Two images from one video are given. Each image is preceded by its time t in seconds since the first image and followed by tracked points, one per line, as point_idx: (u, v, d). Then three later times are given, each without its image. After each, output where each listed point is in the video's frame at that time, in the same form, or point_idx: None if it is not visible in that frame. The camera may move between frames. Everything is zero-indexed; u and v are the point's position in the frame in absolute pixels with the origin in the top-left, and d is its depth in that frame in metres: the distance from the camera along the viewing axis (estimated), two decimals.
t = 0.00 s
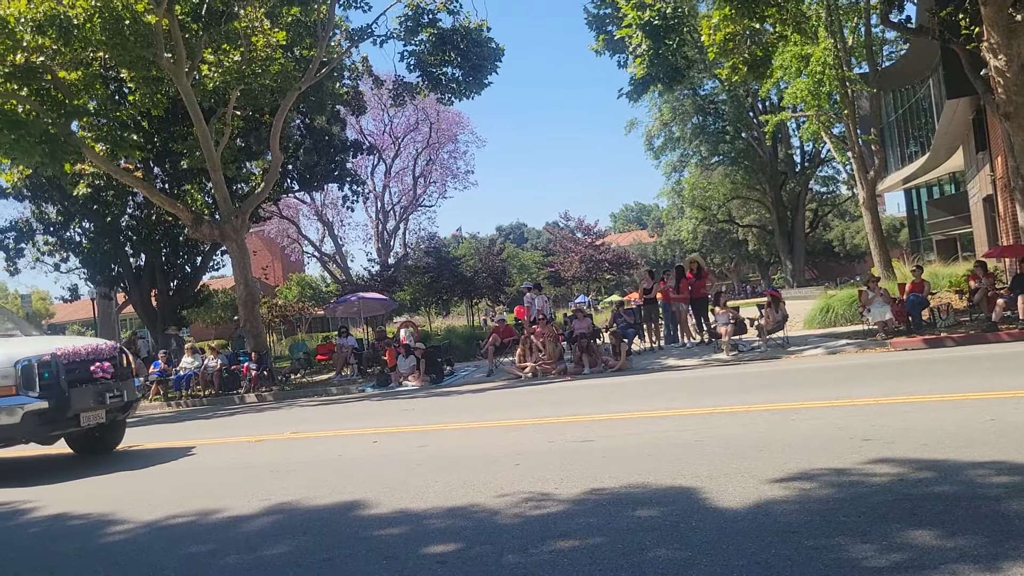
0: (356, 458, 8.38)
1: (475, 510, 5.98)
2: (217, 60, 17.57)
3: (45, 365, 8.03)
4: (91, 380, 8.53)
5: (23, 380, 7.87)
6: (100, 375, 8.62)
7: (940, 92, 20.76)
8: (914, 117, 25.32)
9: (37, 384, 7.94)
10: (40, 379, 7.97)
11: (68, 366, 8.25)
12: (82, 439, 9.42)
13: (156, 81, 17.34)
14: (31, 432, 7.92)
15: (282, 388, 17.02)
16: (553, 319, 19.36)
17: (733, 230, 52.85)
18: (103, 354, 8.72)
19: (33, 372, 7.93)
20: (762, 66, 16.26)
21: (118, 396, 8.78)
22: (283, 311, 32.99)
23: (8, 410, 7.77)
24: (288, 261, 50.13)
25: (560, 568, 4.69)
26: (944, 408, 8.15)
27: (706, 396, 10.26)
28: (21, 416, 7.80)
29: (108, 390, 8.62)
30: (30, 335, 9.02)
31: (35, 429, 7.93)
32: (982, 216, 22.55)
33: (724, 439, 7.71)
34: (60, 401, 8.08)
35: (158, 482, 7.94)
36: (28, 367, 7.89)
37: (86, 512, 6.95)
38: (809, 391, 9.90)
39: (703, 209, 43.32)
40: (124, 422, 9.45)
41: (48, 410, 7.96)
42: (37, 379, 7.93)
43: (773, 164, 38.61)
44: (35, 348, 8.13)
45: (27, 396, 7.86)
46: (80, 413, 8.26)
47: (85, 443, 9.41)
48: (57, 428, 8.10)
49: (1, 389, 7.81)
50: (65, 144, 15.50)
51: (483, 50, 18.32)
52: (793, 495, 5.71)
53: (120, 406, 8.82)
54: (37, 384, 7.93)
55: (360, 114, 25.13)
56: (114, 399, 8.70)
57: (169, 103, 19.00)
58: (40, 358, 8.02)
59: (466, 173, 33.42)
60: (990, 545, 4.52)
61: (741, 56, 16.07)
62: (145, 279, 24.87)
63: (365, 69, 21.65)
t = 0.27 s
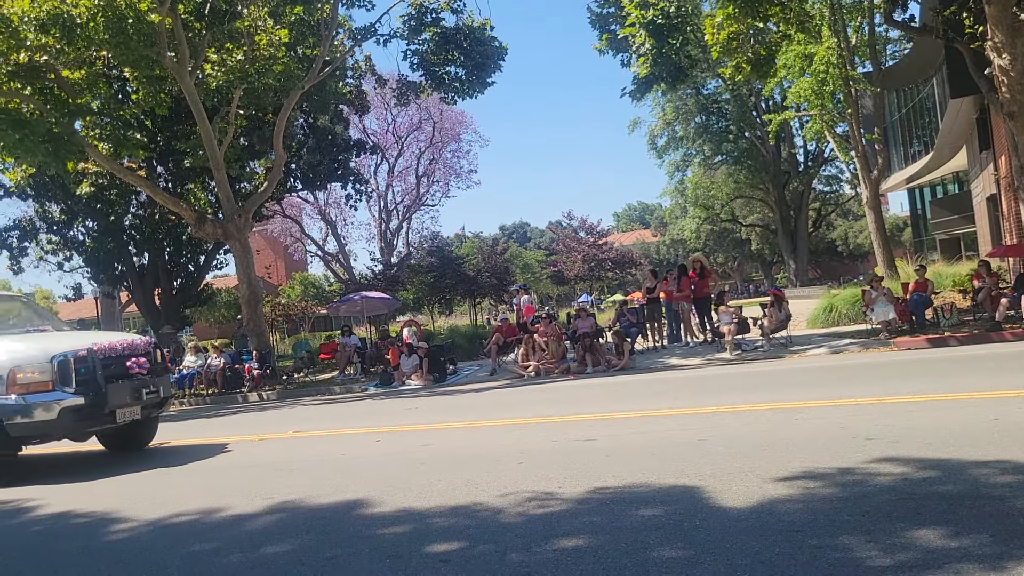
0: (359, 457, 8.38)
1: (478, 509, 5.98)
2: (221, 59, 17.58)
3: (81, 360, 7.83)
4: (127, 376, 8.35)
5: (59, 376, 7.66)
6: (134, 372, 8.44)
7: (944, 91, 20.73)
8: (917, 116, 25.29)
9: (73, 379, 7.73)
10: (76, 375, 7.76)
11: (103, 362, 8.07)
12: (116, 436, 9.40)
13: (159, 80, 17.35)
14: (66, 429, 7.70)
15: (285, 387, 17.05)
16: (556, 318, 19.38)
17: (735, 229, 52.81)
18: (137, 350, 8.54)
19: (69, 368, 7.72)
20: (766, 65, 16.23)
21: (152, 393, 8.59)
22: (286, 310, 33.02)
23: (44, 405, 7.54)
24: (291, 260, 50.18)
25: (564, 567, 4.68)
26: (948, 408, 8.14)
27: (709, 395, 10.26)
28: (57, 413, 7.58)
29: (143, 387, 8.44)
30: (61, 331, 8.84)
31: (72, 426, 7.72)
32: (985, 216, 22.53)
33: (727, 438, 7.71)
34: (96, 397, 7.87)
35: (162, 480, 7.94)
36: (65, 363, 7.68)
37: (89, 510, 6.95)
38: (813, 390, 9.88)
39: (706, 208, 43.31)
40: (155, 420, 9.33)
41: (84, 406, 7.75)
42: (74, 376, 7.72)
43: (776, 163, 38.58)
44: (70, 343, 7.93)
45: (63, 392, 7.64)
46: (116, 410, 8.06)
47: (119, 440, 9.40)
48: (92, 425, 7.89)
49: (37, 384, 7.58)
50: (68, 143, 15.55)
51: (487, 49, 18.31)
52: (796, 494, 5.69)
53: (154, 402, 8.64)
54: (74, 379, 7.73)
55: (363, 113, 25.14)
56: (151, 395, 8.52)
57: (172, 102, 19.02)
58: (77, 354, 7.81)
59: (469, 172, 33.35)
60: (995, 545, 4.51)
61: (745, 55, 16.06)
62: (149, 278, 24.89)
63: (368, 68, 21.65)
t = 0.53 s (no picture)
0: (364, 457, 8.40)
1: (483, 509, 5.98)
2: (226, 59, 17.60)
3: (121, 356, 7.76)
4: (166, 373, 8.29)
5: (98, 372, 7.60)
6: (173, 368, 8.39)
7: (950, 90, 20.67)
8: (923, 115, 25.22)
9: (113, 375, 7.66)
10: (115, 371, 7.69)
11: (143, 358, 8.01)
12: (148, 433, 9.41)
13: (165, 80, 17.37)
14: (106, 426, 7.64)
15: (290, 386, 17.08)
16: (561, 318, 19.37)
17: (740, 228, 52.73)
18: (176, 347, 8.49)
19: (109, 364, 7.65)
20: (771, 65, 16.20)
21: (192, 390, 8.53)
22: (291, 309, 33.07)
23: (83, 401, 7.49)
24: (296, 259, 50.24)
25: (568, 567, 4.68)
26: (954, 408, 8.11)
27: (714, 395, 10.25)
28: (96, 409, 7.52)
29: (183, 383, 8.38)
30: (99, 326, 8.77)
31: (111, 423, 7.66)
32: (991, 215, 22.47)
33: (732, 438, 7.70)
34: (135, 394, 7.80)
35: (168, 479, 7.96)
36: (104, 359, 7.61)
37: (95, 509, 6.98)
38: (819, 390, 9.87)
39: (711, 208, 43.27)
40: (190, 417, 9.36)
41: (123, 403, 7.69)
42: (113, 372, 7.65)
43: (781, 162, 38.52)
44: (110, 340, 7.88)
45: (103, 388, 7.58)
46: (155, 406, 8.00)
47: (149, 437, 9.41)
48: (133, 422, 7.83)
49: (76, 380, 7.54)
50: (75, 143, 15.62)
51: (491, 48, 18.30)
52: (802, 494, 5.69)
53: (193, 399, 8.58)
54: (113, 376, 7.66)
55: (367, 113, 25.16)
56: (189, 391, 8.50)
57: (177, 101, 19.05)
58: (116, 350, 7.75)
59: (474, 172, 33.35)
60: (1001, 545, 4.50)
61: (750, 55, 16.02)
62: (155, 276, 24.92)
63: (372, 68, 21.66)
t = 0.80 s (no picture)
0: (376, 456, 8.42)
1: (494, 508, 5.99)
2: (238, 60, 17.69)
3: (166, 352, 7.70)
4: (211, 369, 8.22)
5: (144, 368, 7.54)
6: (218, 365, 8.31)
7: (964, 91, 20.55)
8: (936, 116, 25.08)
9: (158, 371, 7.60)
10: (161, 367, 7.63)
11: (188, 354, 7.93)
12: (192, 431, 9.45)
13: (177, 81, 17.46)
14: (153, 422, 7.56)
15: (301, 386, 17.13)
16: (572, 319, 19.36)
17: (752, 229, 52.58)
18: (221, 343, 8.40)
19: (154, 360, 7.59)
20: (783, 64, 16.14)
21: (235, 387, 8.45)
22: (302, 309, 33.20)
23: (131, 397, 7.41)
24: (307, 260, 50.46)
25: (579, 567, 4.67)
26: (967, 409, 8.06)
27: (726, 396, 10.23)
28: (143, 405, 7.44)
29: (228, 379, 8.30)
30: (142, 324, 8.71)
31: (157, 419, 7.57)
32: (1004, 216, 22.31)
33: (744, 439, 7.67)
34: (181, 390, 7.74)
35: (182, 477, 8.01)
36: (149, 354, 7.55)
37: (109, 507, 7.02)
38: (832, 391, 9.82)
39: (723, 208, 43.18)
40: (232, 412, 9.39)
41: (168, 399, 7.62)
42: (159, 367, 7.59)
43: (793, 163, 38.38)
44: (155, 336, 7.82)
45: (149, 384, 7.52)
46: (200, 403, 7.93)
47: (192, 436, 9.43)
48: (178, 419, 7.76)
49: (122, 376, 7.48)
50: (88, 144, 15.74)
51: (502, 48, 18.32)
52: (814, 495, 5.66)
53: (238, 395, 8.52)
54: (158, 371, 7.60)
55: (378, 114, 25.23)
56: (234, 388, 8.41)
57: (190, 102, 19.14)
58: (162, 345, 7.69)
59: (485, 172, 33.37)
60: (1016, 547, 4.46)
61: (762, 55, 15.95)
62: (167, 276, 25.05)
63: (384, 69, 21.71)
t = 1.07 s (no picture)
0: (401, 455, 8.46)
1: (519, 509, 5.99)
2: (265, 61, 17.86)
3: (225, 348, 7.69)
4: (269, 366, 8.20)
5: (204, 364, 7.53)
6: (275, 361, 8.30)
7: (995, 89, 20.26)
8: (966, 115, 24.73)
9: (217, 368, 7.61)
10: (220, 363, 7.62)
11: (246, 350, 7.91)
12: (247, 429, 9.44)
13: (205, 83, 17.66)
14: (212, 419, 7.53)
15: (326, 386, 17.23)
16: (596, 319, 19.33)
17: (777, 229, 52.19)
18: (278, 339, 8.39)
19: (213, 356, 7.58)
20: (810, 63, 15.99)
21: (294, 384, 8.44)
22: (327, 309, 33.44)
23: (191, 393, 7.39)
24: (332, 260, 50.85)
25: (604, 568, 4.66)
26: (999, 413, 7.94)
27: (752, 397, 10.15)
28: (203, 402, 7.42)
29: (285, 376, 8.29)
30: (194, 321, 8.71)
31: (217, 416, 7.53)
32: None
33: (770, 441, 7.62)
34: (239, 386, 7.71)
35: (209, 474, 8.10)
36: (209, 350, 7.54)
37: (138, 504, 7.11)
38: (859, 393, 9.72)
39: (748, 208, 42.88)
40: (286, 411, 9.33)
41: (228, 396, 7.57)
42: (218, 364, 7.58)
43: (819, 163, 38.03)
44: (213, 332, 7.81)
45: (208, 380, 7.51)
46: (258, 399, 7.90)
47: (246, 430, 9.43)
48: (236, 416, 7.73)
49: (182, 372, 7.46)
50: (118, 145, 15.98)
51: (527, 49, 18.33)
52: (842, 499, 5.61)
53: (295, 393, 8.47)
54: (217, 367, 7.60)
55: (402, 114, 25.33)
56: (292, 385, 8.36)
57: (217, 104, 19.34)
58: (221, 341, 7.68)
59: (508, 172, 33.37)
60: None
61: (788, 54, 15.83)
62: (194, 276, 25.27)
63: (409, 70, 21.80)
